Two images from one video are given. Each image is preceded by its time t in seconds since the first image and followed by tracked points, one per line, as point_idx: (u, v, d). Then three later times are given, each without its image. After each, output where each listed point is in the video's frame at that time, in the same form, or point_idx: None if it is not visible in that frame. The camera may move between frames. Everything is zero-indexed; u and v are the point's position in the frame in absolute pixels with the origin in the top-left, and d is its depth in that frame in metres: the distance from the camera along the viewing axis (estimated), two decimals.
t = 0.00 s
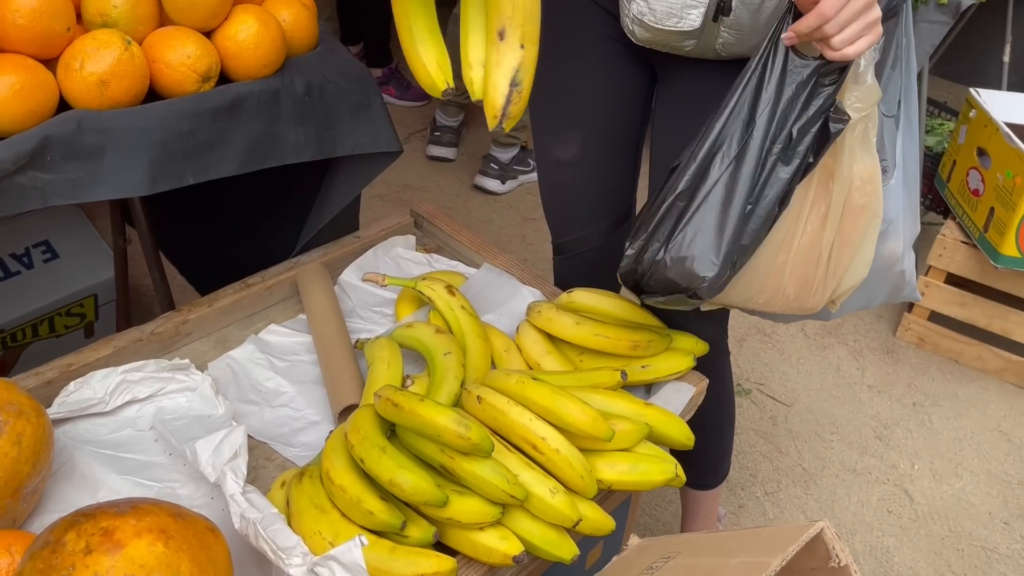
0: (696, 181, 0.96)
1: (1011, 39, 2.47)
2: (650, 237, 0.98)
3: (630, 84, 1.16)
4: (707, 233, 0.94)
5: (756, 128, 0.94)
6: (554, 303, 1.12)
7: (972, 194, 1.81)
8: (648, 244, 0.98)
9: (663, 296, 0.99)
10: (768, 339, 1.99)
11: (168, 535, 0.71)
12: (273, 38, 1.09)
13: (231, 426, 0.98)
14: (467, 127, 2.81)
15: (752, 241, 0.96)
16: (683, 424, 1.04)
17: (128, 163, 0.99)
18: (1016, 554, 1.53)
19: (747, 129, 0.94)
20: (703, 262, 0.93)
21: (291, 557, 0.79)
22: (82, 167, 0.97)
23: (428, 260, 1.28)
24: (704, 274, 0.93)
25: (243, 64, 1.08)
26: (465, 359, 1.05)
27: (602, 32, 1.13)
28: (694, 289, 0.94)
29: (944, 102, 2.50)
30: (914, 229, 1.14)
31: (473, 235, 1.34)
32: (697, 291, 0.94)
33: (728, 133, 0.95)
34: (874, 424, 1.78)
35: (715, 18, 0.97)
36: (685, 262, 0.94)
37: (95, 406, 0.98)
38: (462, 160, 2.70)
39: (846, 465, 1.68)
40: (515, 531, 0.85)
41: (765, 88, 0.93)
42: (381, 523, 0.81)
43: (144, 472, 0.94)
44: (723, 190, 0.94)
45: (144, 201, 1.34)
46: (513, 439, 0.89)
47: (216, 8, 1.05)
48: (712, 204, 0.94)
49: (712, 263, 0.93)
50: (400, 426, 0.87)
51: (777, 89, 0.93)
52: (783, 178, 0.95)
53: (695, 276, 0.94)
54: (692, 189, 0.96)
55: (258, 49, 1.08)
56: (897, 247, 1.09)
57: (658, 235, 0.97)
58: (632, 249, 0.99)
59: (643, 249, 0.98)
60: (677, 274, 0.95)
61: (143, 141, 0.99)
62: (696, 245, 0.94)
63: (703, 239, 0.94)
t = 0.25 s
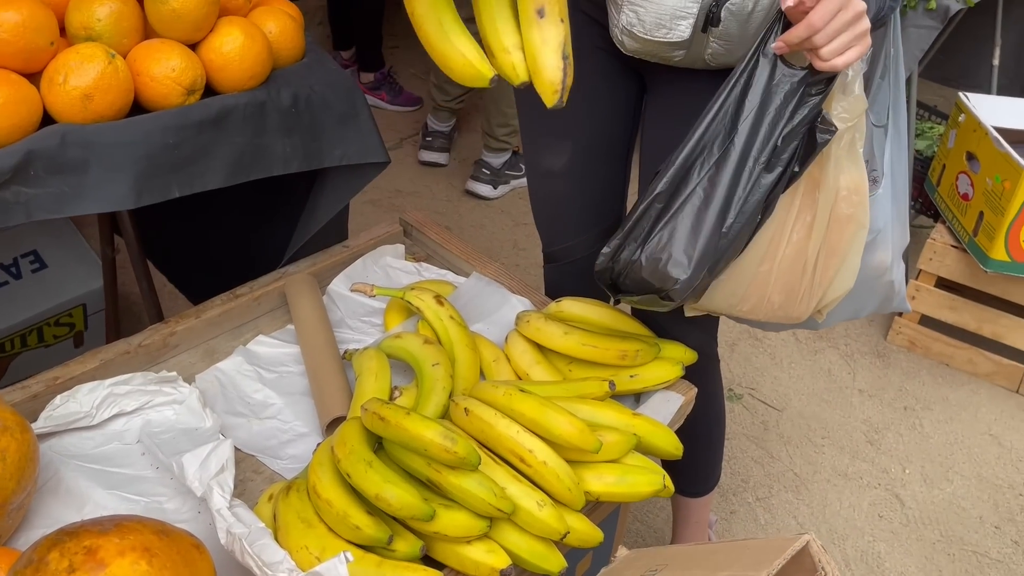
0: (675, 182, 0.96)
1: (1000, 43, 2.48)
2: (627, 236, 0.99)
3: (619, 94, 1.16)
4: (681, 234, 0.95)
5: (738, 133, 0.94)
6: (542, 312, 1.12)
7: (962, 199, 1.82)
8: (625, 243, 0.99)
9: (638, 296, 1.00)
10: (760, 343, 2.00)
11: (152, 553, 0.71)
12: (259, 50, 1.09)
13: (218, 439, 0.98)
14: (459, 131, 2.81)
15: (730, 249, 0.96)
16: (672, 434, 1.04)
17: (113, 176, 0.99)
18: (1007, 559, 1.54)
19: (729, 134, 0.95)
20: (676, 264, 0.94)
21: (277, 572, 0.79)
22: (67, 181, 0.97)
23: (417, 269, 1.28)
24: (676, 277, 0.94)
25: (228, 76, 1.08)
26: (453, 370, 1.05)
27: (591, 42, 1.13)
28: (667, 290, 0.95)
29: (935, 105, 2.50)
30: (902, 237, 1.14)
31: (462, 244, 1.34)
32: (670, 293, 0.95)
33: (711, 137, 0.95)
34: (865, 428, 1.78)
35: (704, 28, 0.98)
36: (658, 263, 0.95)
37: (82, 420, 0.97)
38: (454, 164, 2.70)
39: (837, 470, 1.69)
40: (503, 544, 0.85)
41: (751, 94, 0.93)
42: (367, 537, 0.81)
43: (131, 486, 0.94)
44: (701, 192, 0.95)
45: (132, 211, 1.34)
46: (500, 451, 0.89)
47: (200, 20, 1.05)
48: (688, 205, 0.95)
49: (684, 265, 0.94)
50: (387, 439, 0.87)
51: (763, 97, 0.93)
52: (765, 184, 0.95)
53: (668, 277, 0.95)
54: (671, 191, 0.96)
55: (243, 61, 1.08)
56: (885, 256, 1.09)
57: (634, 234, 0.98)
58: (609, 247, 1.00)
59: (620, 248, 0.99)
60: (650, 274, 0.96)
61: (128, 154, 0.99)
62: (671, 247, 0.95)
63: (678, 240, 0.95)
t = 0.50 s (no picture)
0: (678, 192, 0.96)
1: (990, 44, 2.50)
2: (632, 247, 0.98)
3: (611, 96, 1.16)
4: (688, 244, 0.95)
5: (739, 139, 0.95)
6: (535, 314, 1.12)
7: (953, 199, 1.83)
8: (631, 254, 0.98)
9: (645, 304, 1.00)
10: (753, 344, 2.00)
11: (146, 557, 0.71)
12: (251, 53, 1.09)
13: (212, 443, 0.97)
14: (451, 133, 2.82)
15: (735, 254, 0.96)
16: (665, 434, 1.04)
17: (104, 180, 0.99)
18: (1000, 557, 1.54)
19: (729, 141, 0.95)
20: (685, 274, 0.94)
21: None
22: (58, 186, 0.97)
23: (411, 272, 1.28)
24: (685, 286, 0.94)
25: (220, 79, 1.07)
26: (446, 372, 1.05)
27: (583, 44, 1.14)
28: (676, 299, 0.96)
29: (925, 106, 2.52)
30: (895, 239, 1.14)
31: (455, 246, 1.34)
32: (679, 301, 0.96)
33: (711, 144, 0.96)
34: (858, 428, 1.79)
35: (696, 31, 0.98)
36: (666, 273, 0.95)
37: (74, 424, 0.97)
38: (447, 167, 2.70)
39: (831, 469, 1.69)
40: (497, 546, 0.85)
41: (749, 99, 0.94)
42: (362, 540, 0.81)
43: (124, 490, 0.94)
44: (705, 200, 0.95)
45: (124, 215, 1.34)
46: (493, 453, 0.89)
47: (191, 23, 1.05)
48: (693, 215, 0.95)
49: (693, 274, 0.94)
50: (380, 442, 0.87)
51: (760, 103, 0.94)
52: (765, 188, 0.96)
53: (676, 286, 0.95)
54: (675, 200, 0.96)
55: (235, 64, 1.07)
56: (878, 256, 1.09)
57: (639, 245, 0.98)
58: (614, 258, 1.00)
59: (625, 259, 0.98)
60: (658, 284, 0.96)
61: (119, 158, 0.99)
62: (679, 256, 0.95)
63: (685, 250, 0.95)
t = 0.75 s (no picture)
0: (707, 192, 0.95)
1: (981, 45, 2.51)
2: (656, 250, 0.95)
3: (607, 96, 1.17)
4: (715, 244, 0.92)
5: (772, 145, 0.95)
6: (532, 314, 1.12)
7: (946, 198, 1.84)
8: (654, 258, 0.95)
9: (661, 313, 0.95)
10: (748, 343, 2.01)
11: (144, 558, 0.71)
12: (247, 55, 1.09)
13: (209, 444, 0.97)
14: (446, 135, 2.82)
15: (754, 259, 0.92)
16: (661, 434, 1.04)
17: (101, 182, 0.99)
18: (994, 555, 1.55)
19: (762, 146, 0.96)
20: (709, 276, 0.91)
21: None
22: (54, 188, 0.97)
23: (406, 272, 1.28)
24: (708, 289, 0.91)
25: (216, 80, 1.08)
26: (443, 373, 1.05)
27: (578, 46, 1.14)
28: (696, 305, 0.92)
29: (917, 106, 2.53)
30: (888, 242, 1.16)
31: (451, 247, 1.34)
32: (699, 308, 0.92)
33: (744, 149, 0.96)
34: (853, 427, 1.79)
35: (692, 32, 0.99)
36: (690, 274, 0.91)
37: (71, 426, 0.97)
38: (441, 168, 2.71)
39: (826, 468, 1.70)
40: (495, 545, 0.86)
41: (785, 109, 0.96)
42: (360, 540, 0.82)
43: (121, 492, 0.94)
44: (736, 201, 0.94)
45: (120, 216, 1.34)
46: (490, 453, 0.90)
47: (187, 25, 1.05)
48: (723, 215, 0.93)
49: (718, 277, 0.91)
50: (377, 442, 0.87)
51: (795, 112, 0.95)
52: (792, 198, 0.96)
53: (699, 290, 0.91)
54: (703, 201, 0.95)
55: (231, 66, 1.08)
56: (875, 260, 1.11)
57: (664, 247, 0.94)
58: (636, 265, 0.96)
59: (647, 263, 0.95)
60: (680, 288, 0.92)
61: (115, 159, 0.99)
62: (705, 257, 0.92)
63: (712, 251, 0.92)
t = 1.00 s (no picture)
0: (766, 224, 1.00)
1: (972, 46, 2.53)
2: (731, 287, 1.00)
3: (603, 97, 1.17)
4: (791, 274, 0.98)
5: (813, 163, 1.01)
6: (528, 314, 1.13)
7: (939, 198, 1.85)
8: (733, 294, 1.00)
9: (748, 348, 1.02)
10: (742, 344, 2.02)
11: (144, 558, 0.71)
12: (243, 56, 1.09)
13: (206, 445, 0.97)
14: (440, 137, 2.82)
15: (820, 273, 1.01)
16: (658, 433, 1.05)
17: (97, 183, 0.99)
18: (989, 553, 1.56)
19: (805, 167, 1.01)
20: (790, 304, 0.97)
21: None
22: (50, 189, 0.96)
23: (402, 273, 1.28)
24: (794, 316, 0.97)
25: (212, 81, 1.08)
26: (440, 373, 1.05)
27: (574, 46, 1.15)
28: (784, 332, 0.98)
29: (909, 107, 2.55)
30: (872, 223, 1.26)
31: (447, 248, 1.34)
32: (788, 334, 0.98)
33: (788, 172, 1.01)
34: (848, 426, 1.80)
35: (687, 33, 1.00)
36: (773, 305, 0.98)
37: (67, 428, 0.97)
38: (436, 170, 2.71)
39: (821, 467, 1.70)
40: (493, 544, 0.86)
41: (814, 125, 1.01)
42: (358, 540, 0.82)
43: (118, 493, 0.93)
44: (795, 228, 0.99)
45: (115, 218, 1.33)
46: (488, 453, 0.90)
47: (184, 26, 1.05)
48: (793, 248, 0.99)
49: (800, 304, 0.97)
50: (376, 442, 0.87)
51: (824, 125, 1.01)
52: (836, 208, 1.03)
53: (784, 320, 0.98)
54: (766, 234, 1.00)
55: (227, 66, 1.08)
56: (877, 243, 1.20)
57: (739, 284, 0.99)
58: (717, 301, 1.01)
59: (727, 300, 1.01)
60: (767, 320, 0.98)
61: (111, 161, 0.99)
62: (784, 288, 0.98)
63: (788, 281, 0.98)
